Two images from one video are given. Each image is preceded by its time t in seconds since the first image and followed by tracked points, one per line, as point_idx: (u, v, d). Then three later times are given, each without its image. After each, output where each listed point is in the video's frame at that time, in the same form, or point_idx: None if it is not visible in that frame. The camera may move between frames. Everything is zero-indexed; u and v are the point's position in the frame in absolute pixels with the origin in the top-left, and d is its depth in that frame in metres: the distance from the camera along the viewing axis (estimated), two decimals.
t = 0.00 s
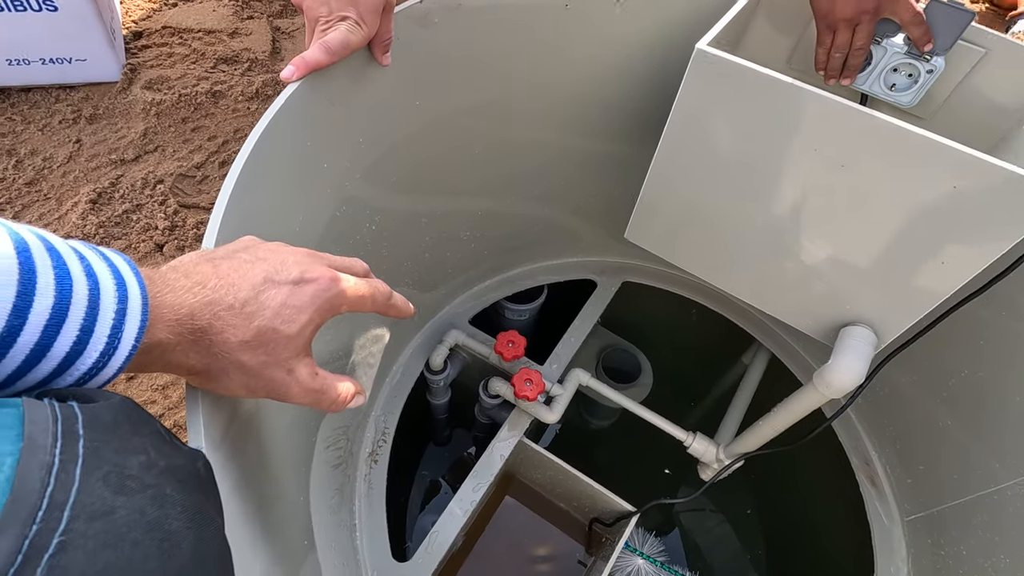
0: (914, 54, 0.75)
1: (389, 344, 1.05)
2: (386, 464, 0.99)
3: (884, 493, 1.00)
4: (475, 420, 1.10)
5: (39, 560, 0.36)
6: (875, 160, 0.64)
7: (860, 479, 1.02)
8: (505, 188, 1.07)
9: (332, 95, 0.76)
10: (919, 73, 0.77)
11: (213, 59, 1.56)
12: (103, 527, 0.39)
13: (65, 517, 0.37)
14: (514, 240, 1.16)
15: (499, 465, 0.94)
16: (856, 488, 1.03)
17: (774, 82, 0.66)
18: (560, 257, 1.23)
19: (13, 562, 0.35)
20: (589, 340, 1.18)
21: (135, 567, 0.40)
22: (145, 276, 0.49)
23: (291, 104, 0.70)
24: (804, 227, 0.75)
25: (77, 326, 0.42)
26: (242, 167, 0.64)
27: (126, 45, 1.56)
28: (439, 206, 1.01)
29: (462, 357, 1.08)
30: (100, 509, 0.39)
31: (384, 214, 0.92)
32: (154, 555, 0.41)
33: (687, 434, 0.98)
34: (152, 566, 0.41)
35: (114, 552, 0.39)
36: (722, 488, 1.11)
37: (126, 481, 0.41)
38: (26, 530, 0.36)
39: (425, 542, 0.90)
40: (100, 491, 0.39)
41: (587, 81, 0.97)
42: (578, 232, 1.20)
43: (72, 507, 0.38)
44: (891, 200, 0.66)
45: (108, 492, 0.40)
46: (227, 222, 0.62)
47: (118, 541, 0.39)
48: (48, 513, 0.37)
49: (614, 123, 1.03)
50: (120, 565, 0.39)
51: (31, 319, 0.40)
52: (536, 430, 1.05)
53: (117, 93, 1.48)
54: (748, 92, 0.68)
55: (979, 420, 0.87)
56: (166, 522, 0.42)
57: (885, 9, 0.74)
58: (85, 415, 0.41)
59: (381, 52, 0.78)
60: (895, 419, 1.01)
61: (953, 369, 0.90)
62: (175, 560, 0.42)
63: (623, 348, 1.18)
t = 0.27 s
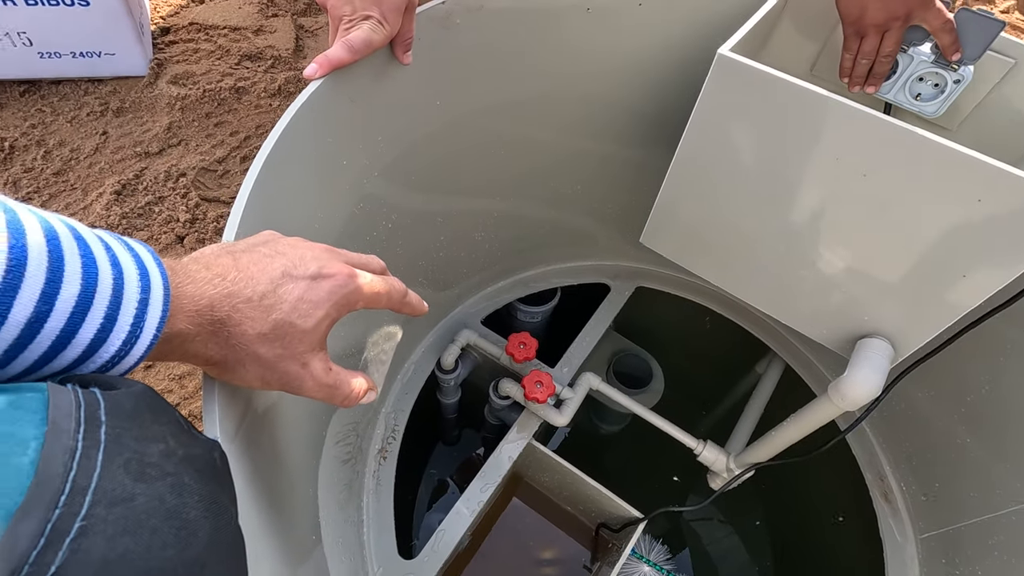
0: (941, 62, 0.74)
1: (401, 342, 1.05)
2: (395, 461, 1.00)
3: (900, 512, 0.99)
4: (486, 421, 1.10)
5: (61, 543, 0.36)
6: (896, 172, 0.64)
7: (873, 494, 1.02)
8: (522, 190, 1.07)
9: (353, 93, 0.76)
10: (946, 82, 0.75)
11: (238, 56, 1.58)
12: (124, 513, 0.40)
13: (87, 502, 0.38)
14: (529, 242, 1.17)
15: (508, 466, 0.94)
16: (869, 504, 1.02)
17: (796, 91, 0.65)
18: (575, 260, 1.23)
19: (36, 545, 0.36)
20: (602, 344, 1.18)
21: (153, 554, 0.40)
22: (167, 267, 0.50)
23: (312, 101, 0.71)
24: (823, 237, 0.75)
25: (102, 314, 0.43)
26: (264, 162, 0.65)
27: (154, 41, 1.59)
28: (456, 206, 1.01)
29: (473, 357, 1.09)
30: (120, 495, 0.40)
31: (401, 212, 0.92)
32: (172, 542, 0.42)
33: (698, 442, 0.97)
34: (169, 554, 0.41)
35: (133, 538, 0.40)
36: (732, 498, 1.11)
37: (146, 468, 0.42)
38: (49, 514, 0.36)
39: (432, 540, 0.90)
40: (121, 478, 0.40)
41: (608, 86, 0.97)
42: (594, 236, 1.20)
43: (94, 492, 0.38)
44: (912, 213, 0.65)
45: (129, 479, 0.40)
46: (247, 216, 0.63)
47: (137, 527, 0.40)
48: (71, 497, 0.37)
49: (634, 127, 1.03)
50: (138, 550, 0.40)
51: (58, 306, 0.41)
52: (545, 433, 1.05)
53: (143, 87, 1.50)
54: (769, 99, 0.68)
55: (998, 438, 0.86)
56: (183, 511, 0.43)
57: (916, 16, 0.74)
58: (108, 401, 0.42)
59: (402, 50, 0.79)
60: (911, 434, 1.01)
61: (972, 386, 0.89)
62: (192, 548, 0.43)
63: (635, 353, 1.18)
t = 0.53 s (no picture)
0: (954, 69, 0.74)
1: (406, 340, 1.06)
2: (398, 459, 1.01)
3: (905, 522, 0.99)
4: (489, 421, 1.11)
5: (62, 529, 0.37)
6: (904, 177, 0.63)
7: (879, 503, 1.01)
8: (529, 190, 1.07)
9: (363, 91, 0.77)
10: (959, 89, 0.75)
11: (250, 54, 1.59)
12: (124, 501, 0.40)
13: (88, 489, 0.38)
14: (536, 243, 1.17)
15: (510, 467, 0.95)
16: (875, 512, 1.02)
17: (805, 94, 0.66)
18: (581, 261, 1.23)
19: (38, 530, 0.36)
20: (606, 346, 1.18)
21: (153, 542, 0.41)
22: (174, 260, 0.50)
23: (322, 99, 0.71)
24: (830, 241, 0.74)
25: (108, 305, 0.43)
26: (273, 158, 0.66)
27: (168, 38, 1.60)
28: (463, 206, 1.01)
29: (478, 357, 1.09)
30: (121, 483, 0.40)
31: (408, 211, 0.93)
32: (172, 532, 0.42)
33: (701, 446, 0.97)
34: (170, 544, 0.42)
35: (134, 527, 0.40)
36: (735, 504, 1.11)
37: (148, 457, 0.42)
38: (51, 500, 0.37)
39: (433, 539, 0.91)
40: (122, 466, 0.40)
41: (617, 88, 0.97)
42: (601, 237, 1.20)
43: (95, 480, 0.39)
44: (921, 218, 0.65)
45: (130, 467, 0.41)
46: (255, 211, 0.63)
47: (138, 516, 0.40)
48: (72, 484, 0.38)
49: (642, 130, 1.03)
50: (139, 539, 0.40)
51: (65, 296, 0.41)
52: (549, 434, 1.06)
53: (157, 84, 1.52)
54: (778, 102, 0.68)
55: (1007, 449, 0.86)
56: (184, 501, 0.43)
57: (930, 22, 0.74)
58: (111, 391, 0.43)
59: (413, 50, 0.80)
60: (918, 443, 1.00)
61: (981, 395, 0.89)
62: (192, 537, 0.43)
63: (639, 355, 1.18)
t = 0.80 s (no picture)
0: (965, 74, 0.73)
1: (412, 340, 1.06)
2: (403, 459, 1.01)
3: (910, 528, 0.99)
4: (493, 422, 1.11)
5: (75, 525, 0.37)
6: (914, 183, 0.63)
7: (883, 507, 1.01)
8: (536, 192, 1.07)
9: (373, 92, 0.77)
10: (969, 94, 0.74)
11: (259, 54, 1.60)
12: (136, 497, 0.40)
13: (101, 485, 0.39)
14: (542, 245, 1.17)
15: (514, 468, 0.95)
16: (880, 519, 1.01)
17: (816, 98, 0.65)
18: (587, 263, 1.23)
19: (51, 525, 0.36)
20: (612, 348, 1.18)
21: (165, 538, 0.41)
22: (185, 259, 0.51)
23: (332, 100, 0.72)
24: (838, 245, 0.74)
25: (122, 304, 0.44)
26: (283, 159, 0.66)
27: (178, 38, 1.61)
28: (470, 207, 1.02)
29: (483, 358, 1.09)
30: (133, 479, 0.40)
31: (416, 211, 0.93)
32: (182, 529, 0.42)
33: (706, 450, 0.97)
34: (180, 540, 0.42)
35: (145, 523, 0.40)
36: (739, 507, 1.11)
37: (159, 454, 0.43)
38: (64, 495, 0.37)
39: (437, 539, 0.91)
40: (134, 462, 0.41)
41: (625, 90, 0.97)
42: (608, 240, 1.20)
43: (107, 476, 0.39)
44: (930, 224, 0.64)
45: (141, 464, 0.41)
46: (265, 211, 0.64)
47: (150, 512, 0.41)
48: (85, 480, 0.38)
49: (650, 132, 1.03)
50: (150, 535, 0.40)
51: (80, 294, 0.42)
52: (553, 436, 1.06)
53: (167, 83, 1.53)
54: (787, 105, 0.68)
55: (1015, 456, 0.85)
56: (194, 498, 0.44)
57: (939, 28, 0.75)
58: (123, 387, 0.43)
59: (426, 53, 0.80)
60: (925, 449, 1.00)
61: (989, 402, 0.89)
62: (203, 533, 0.43)
63: (645, 358, 1.18)
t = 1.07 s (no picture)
0: (973, 80, 0.74)
1: (416, 340, 1.06)
2: (405, 459, 1.01)
3: (914, 535, 0.98)
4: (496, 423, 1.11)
5: (86, 522, 0.37)
6: (922, 190, 0.63)
7: (887, 515, 1.01)
8: (542, 194, 1.08)
9: (380, 94, 0.77)
10: (977, 101, 0.74)
11: (267, 54, 1.60)
12: (145, 494, 0.40)
13: (111, 482, 0.39)
14: (547, 247, 1.17)
15: (515, 470, 0.95)
16: (884, 526, 1.01)
17: (824, 104, 0.65)
18: (591, 266, 1.23)
19: (63, 521, 0.37)
20: (615, 350, 1.18)
21: (173, 536, 0.41)
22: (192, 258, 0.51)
23: (340, 101, 0.72)
24: (844, 251, 0.74)
25: (130, 302, 0.44)
26: (291, 159, 0.66)
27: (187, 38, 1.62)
28: (476, 208, 1.02)
29: (486, 359, 1.09)
30: (142, 477, 0.41)
31: (421, 212, 0.93)
32: (189, 526, 0.42)
33: (709, 454, 0.97)
34: (188, 537, 0.42)
35: (154, 520, 0.40)
36: (741, 512, 1.11)
37: (167, 452, 0.43)
38: (75, 492, 0.37)
39: (438, 539, 0.91)
40: (143, 460, 0.41)
41: (632, 94, 0.98)
42: (613, 243, 1.20)
43: (118, 473, 0.39)
44: (939, 231, 0.64)
45: (150, 461, 0.41)
46: (271, 211, 0.64)
47: (158, 509, 0.41)
48: (95, 477, 0.38)
49: (656, 136, 1.03)
50: (158, 532, 0.40)
51: (89, 292, 0.42)
52: (555, 438, 1.05)
53: (175, 83, 1.53)
54: (795, 111, 0.68)
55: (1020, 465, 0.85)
56: (201, 496, 0.44)
57: (948, 33, 0.74)
58: (133, 386, 0.43)
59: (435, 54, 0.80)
60: (929, 456, 0.99)
61: (994, 410, 0.88)
62: (210, 531, 0.44)
63: (648, 361, 1.17)
